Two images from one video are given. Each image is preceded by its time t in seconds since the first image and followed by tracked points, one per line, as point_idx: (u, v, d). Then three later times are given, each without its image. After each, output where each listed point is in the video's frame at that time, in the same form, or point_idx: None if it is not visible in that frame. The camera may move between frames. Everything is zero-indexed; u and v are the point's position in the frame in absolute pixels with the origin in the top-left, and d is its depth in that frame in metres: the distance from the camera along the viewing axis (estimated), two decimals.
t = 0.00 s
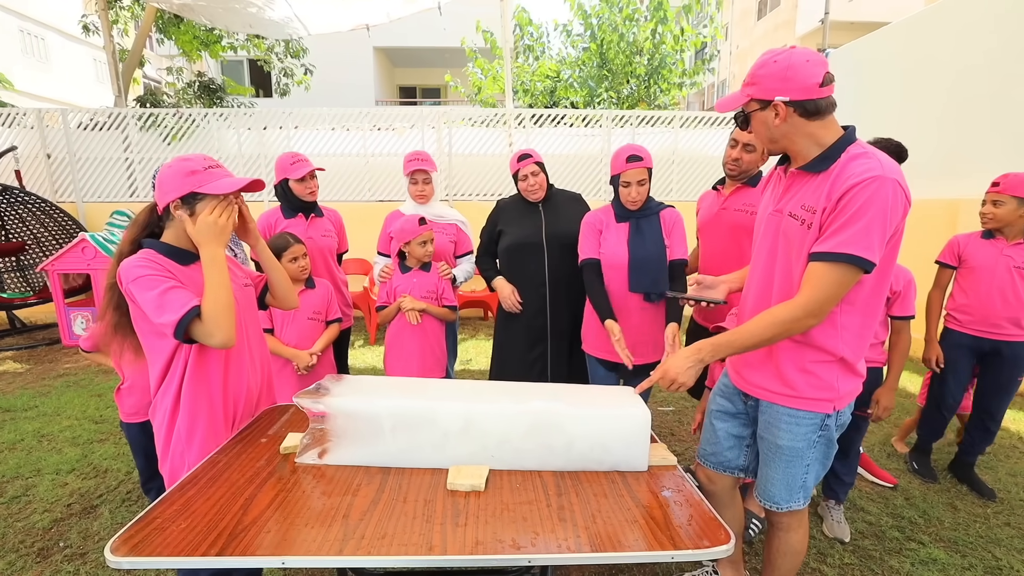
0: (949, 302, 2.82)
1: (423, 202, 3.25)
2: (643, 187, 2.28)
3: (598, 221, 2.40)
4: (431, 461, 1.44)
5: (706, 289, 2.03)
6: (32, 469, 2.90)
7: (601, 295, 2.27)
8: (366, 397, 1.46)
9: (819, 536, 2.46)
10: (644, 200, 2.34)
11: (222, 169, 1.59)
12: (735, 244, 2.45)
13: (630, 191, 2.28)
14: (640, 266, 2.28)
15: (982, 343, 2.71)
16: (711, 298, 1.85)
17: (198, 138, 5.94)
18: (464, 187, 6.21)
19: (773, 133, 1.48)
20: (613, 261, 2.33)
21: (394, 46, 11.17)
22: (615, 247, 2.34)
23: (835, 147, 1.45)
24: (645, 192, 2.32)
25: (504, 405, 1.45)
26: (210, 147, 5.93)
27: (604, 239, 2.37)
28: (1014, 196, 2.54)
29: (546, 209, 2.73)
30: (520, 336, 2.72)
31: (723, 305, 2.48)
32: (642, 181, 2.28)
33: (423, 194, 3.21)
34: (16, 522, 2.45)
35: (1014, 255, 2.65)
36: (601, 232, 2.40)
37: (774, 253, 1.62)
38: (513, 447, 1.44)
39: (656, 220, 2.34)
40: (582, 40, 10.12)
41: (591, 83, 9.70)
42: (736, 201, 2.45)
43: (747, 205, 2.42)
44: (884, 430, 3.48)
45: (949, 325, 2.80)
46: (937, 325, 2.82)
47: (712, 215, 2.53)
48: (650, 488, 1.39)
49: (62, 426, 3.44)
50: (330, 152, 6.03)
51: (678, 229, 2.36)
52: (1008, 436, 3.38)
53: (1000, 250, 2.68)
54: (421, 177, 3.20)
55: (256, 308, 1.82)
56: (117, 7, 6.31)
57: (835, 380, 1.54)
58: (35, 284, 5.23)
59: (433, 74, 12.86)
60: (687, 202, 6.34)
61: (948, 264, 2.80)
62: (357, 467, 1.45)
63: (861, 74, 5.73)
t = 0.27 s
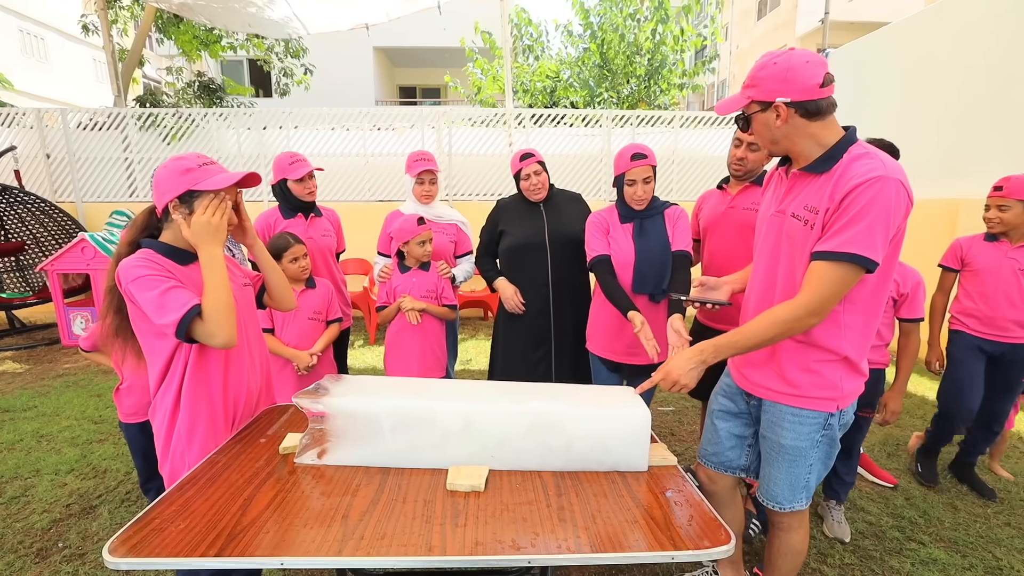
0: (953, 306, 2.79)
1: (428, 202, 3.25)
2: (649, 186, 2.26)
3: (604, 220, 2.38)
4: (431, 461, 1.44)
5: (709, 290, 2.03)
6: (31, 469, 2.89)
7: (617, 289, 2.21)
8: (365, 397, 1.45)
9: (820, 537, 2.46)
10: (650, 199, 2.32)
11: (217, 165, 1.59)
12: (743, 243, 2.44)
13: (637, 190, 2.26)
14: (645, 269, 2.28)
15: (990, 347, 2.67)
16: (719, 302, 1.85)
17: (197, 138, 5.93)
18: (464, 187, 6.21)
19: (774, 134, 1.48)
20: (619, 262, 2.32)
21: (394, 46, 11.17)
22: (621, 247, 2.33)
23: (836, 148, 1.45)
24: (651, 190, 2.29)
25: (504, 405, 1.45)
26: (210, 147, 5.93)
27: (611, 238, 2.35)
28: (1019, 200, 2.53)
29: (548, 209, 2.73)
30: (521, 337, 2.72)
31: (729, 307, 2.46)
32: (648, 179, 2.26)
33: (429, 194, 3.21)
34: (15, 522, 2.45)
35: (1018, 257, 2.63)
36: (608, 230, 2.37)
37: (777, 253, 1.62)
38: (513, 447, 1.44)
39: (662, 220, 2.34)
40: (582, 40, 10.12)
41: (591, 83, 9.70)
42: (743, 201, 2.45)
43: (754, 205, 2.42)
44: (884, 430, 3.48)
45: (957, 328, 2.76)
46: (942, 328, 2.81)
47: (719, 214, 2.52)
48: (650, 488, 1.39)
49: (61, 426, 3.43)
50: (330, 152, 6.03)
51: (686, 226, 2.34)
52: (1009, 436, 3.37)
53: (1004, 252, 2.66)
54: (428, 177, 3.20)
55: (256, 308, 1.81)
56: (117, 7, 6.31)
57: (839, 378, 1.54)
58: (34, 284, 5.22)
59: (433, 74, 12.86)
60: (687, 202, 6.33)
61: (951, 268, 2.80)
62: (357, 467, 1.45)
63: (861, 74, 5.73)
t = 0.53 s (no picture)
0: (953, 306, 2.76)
1: (428, 203, 3.24)
2: (652, 187, 2.25)
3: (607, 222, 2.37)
4: (431, 461, 1.44)
5: (714, 291, 2.02)
6: (31, 469, 2.89)
7: (613, 295, 2.22)
8: (365, 397, 1.45)
9: (820, 537, 2.45)
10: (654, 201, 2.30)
11: (209, 163, 1.58)
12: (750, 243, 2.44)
13: (640, 191, 2.25)
14: (646, 272, 2.27)
15: (992, 348, 2.65)
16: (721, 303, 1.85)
17: (197, 138, 5.93)
18: (464, 187, 6.21)
19: (791, 128, 1.45)
20: (620, 265, 2.32)
21: (394, 46, 11.17)
22: (621, 249, 2.32)
23: (837, 147, 1.46)
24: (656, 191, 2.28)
25: (504, 404, 1.44)
26: (210, 146, 5.92)
27: (613, 239, 2.34)
28: (1005, 195, 2.55)
29: (549, 208, 2.74)
30: (521, 338, 2.72)
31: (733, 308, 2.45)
32: (651, 180, 2.25)
33: (429, 195, 3.20)
34: (15, 523, 2.45)
35: (1016, 255, 2.64)
36: (608, 233, 2.37)
37: (779, 252, 1.62)
38: (513, 447, 1.44)
39: (667, 222, 2.30)
40: (583, 40, 10.12)
41: (592, 83, 9.70)
42: (749, 201, 2.44)
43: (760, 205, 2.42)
44: (883, 430, 3.48)
45: (958, 330, 2.71)
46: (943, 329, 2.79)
47: (724, 214, 2.51)
48: (651, 488, 1.38)
49: (61, 426, 3.43)
50: (330, 152, 6.03)
51: (691, 228, 2.31)
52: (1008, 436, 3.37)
53: (1002, 250, 2.67)
54: (430, 178, 3.20)
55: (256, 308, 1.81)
56: (116, 7, 6.30)
57: (841, 377, 1.54)
58: (34, 284, 5.21)
59: (433, 74, 12.86)
60: (687, 202, 6.33)
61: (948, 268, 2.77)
62: (357, 467, 1.45)
63: (861, 74, 5.73)
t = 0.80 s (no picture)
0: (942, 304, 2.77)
1: (428, 203, 3.24)
2: (644, 191, 2.18)
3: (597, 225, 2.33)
4: (431, 461, 1.44)
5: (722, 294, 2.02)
6: (31, 469, 2.89)
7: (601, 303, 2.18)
8: (366, 397, 1.45)
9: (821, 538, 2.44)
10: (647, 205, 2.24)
11: (209, 163, 1.57)
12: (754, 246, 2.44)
13: (630, 196, 2.19)
14: (636, 277, 2.22)
15: (978, 348, 2.65)
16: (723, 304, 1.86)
17: (197, 139, 5.93)
18: (464, 187, 6.21)
19: (786, 136, 1.45)
20: (609, 271, 2.27)
21: (394, 46, 11.17)
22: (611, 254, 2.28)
23: (813, 157, 1.47)
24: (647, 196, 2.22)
25: (504, 404, 1.44)
26: (209, 147, 5.92)
27: (602, 244, 2.30)
28: (993, 195, 2.56)
29: (549, 208, 2.74)
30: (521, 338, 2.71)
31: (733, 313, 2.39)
32: (643, 185, 2.19)
33: (428, 195, 3.20)
34: (15, 523, 2.45)
35: (1008, 254, 2.62)
36: (598, 237, 2.32)
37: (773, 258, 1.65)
38: (513, 447, 1.44)
39: (659, 226, 2.26)
40: (583, 40, 10.12)
41: (592, 83, 9.71)
42: (755, 200, 2.43)
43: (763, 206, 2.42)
44: (883, 430, 3.48)
45: (942, 329, 2.74)
46: (930, 327, 2.78)
47: (729, 214, 2.51)
48: (652, 489, 1.38)
49: (61, 426, 3.43)
50: (330, 152, 6.03)
51: (684, 234, 2.24)
52: (1008, 436, 3.37)
53: (994, 249, 2.66)
54: (429, 178, 3.20)
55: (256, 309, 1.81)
56: (117, 7, 6.31)
57: (848, 374, 1.54)
58: (34, 284, 5.21)
59: (433, 74, 12.86)
60: (688, 202, 6.33)
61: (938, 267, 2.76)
62: (357, 467, 1.45)
63: (860, 74, 5.73)
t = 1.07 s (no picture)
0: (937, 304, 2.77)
1: (428, 203, 3.23)
2: (631, 189, 2.06)
3: (584, 225, 2.22)
4: (432, 461, 1.44)
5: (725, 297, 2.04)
6: (31, 469, 2.89)
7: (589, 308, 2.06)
8: (366, 397, 1.45)
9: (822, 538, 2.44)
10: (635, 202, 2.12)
11: (205, 163, 1.55)
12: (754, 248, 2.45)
13: (617, 194, 2.06)
14: (627, 280, 2.09)
15: (972, 348, 2.64)
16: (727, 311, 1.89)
17: (197, 138, 5.93)
18: (464, 187, 6.21)
19: (770, 145, 1.46)
20: (598, 273, 2.15)
21: (394, 46, 11.17)
22: (599, 256, 2.16)
23: (795, 161, 1.48)
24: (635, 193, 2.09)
25: (504, 404, 1.44)
26: (209, 147, 5.92)
27: (590, 245, 2.19)
28: (993, 195, 2.55)
29: (549, 208, 2.73)
30: (522, 339, 2.71)
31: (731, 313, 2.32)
32: (629, 182, 2.06)
33: (429, 195, 3.20)
34: (15, 523, 2.44)
35: (1003, 255, 2.61)
36: (586, 239, 2.21)
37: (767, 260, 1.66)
38: (514, 446, 1.43)
39: (651, 223, 2.13)
40: (584, 39, 10.13)
41: (593, 83, 9.71)
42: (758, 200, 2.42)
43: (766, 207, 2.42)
44: (884, 430, 3.47)
45: (937, 328, 2.75)
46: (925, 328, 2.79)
47: (733, 215, 2.51)
48: (653, 488, 1.38)
49: (62, 427, 3.43)
50: (330, 152, 6.03)
51: (677, 231, 2.12)
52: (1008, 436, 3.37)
53: (991, 249, 2.64)
54: (430, 178, 3.20)
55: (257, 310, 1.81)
56: (117, 7, 6.30)
57: (841, 373, 1.53)
58: (34, 284, 5.21)
59: (433, 74, 12.86)
60: (688, 202, 6.33)
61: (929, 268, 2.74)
62: (358, 468, 1.45)
63: (860, 74, 5.73)
